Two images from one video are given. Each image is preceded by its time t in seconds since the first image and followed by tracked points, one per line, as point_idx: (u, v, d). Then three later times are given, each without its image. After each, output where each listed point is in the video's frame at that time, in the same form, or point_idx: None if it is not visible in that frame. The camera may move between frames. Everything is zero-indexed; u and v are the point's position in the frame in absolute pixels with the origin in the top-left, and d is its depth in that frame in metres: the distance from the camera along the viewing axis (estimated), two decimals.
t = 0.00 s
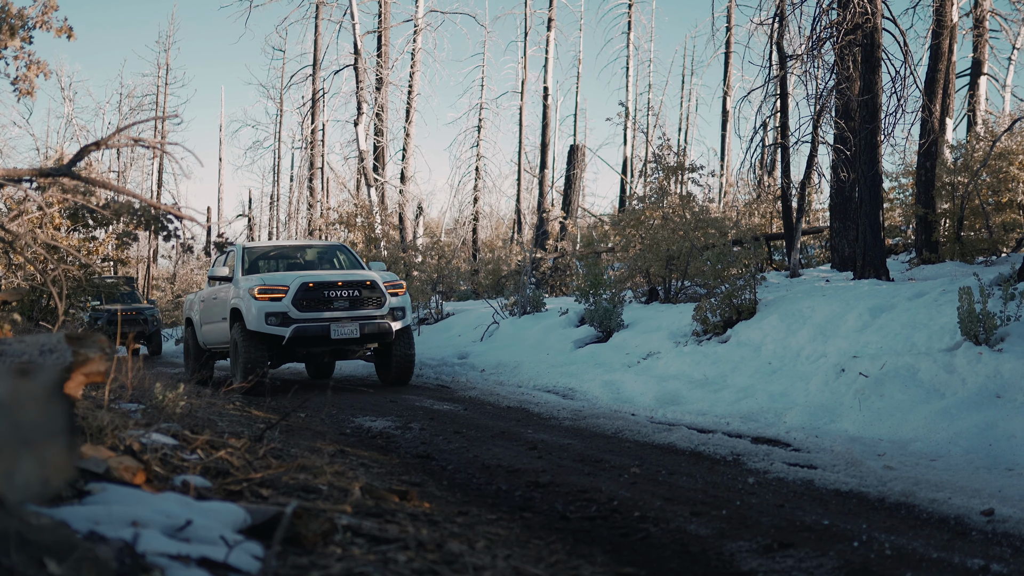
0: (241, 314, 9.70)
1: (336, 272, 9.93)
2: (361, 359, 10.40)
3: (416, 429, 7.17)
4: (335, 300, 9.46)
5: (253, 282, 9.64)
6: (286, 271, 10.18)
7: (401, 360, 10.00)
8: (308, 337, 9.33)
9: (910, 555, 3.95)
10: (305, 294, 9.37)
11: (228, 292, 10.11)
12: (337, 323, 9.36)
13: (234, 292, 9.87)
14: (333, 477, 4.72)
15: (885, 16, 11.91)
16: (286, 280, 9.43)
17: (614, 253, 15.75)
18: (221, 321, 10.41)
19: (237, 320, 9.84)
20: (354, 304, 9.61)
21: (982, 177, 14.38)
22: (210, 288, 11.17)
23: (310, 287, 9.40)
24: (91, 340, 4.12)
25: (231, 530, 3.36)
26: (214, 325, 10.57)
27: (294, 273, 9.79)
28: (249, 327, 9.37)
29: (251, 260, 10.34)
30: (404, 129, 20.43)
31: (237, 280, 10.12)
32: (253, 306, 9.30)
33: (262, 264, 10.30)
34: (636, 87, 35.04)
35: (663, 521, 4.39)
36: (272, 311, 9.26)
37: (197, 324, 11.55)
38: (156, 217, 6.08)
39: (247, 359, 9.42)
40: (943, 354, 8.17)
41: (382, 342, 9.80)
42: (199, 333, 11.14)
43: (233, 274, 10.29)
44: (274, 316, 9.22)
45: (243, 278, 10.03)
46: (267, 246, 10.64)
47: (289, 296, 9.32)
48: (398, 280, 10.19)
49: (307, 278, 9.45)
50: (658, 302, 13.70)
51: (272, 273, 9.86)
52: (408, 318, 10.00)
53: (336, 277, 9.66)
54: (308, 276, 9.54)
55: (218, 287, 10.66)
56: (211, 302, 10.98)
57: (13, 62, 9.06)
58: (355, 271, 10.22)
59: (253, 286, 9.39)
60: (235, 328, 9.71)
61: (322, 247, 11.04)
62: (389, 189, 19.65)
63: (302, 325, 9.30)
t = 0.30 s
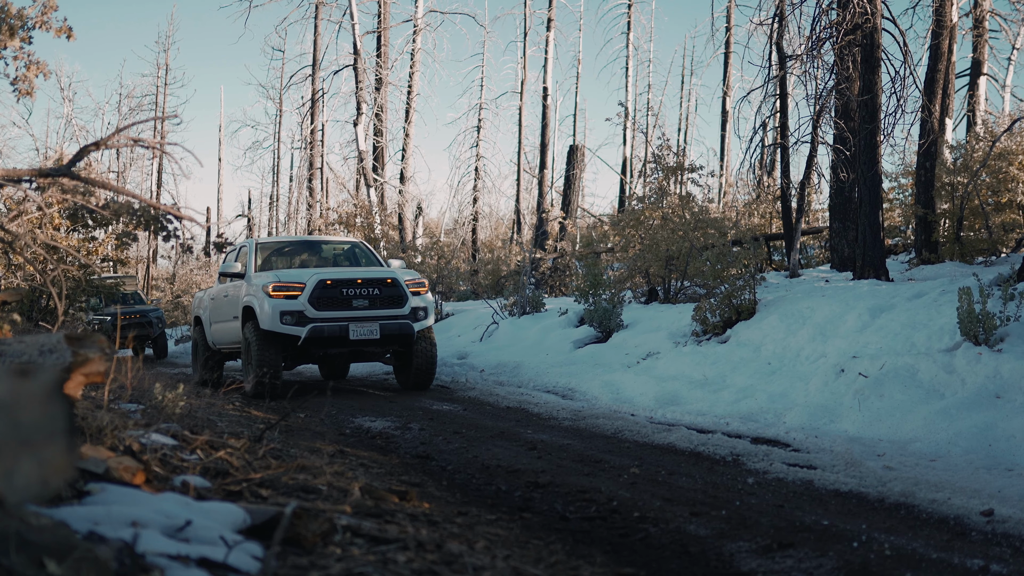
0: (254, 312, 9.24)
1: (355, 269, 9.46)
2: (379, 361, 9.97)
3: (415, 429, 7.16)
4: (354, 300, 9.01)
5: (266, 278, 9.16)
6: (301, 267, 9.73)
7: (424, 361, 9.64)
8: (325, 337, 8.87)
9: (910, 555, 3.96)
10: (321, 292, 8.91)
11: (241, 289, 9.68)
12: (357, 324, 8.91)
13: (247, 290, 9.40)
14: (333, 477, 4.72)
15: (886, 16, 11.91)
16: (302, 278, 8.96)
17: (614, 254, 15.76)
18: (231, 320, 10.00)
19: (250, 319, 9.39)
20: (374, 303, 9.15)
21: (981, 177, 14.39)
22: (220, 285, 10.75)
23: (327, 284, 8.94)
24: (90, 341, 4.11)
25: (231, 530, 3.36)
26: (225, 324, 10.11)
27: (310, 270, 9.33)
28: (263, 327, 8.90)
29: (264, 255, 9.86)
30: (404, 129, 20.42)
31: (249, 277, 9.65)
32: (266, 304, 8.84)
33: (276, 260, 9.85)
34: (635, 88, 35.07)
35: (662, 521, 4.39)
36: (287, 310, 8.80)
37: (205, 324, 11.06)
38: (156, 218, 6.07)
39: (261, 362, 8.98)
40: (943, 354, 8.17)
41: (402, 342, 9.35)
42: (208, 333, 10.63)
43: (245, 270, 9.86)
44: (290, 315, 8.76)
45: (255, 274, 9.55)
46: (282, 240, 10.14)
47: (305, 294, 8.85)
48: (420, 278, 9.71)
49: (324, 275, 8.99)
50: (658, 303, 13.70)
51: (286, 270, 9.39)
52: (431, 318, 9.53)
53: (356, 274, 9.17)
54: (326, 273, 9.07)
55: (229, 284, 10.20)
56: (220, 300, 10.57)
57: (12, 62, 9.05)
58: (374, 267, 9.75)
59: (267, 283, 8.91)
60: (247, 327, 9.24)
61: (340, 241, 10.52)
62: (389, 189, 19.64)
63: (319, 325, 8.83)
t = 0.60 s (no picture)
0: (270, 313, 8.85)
1: (376, 268, 9.12)
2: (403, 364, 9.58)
3: (415, 430, 7.16)
4: (377, 300, 8.67)
5: (283, 277, 8.80)
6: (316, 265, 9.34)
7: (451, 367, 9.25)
8: (347, 341, 8.53)
9: (910, 555, 3.96)
10: (342, 292, 8.56)
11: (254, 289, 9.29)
12: (380, 326, 8.58)
13: (262, 289, 9.03)
14: (333, 478, 4.71)
15: (885, 16, 11.92)
16: (321, 277, 8.60)
17: (614, 254, 15.75)
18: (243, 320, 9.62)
19: (265, 320, 9.02)
20: (397, 304, 8.81)
21: (981, 177, 14.38)
22: (231, 283, 10.37)
23: (348, 284, 8.60)
24: (90, 342, 4.12)
25: (231, 531, 3.36)
26: (236, 325, 9.82)
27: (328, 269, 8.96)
28: (280, 329, 8.51)
29: (278, 251, 9.47)
30: (403, 130, 20.39)
31: (263, 275, 9.26)
32: (284, 305, 8.47)
33: (289, 257, 9.45)
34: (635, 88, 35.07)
35: (662, 521, 4.39)
36: (306, 311, 8.43)
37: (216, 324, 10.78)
38: (156, 218, 6.07)
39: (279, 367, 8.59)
40: (943, 354, 8.18)
41: (427, 344, 9.01)
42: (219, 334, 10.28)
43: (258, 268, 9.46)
44: (310, 317, 8.41)
45: (269, 272, 9.16)
46: (296, 236, 9.73)
47: (325, 294, 8.49)
48: (444, 277, 9.37)
49: (344, 275, 8.64)
50: (658, 303, 13.70)
51: (303, 269, 9.01)
52: (456, 319, 9.20)
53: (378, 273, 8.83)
54: (346, 272, 8.72)
55: (240, 284, 9.88)
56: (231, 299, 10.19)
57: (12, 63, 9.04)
58: (394, 266, 9.41)
59: (285, 283, 8.55)
60: (263, 329, 8.85)
61: (356, 237, 10.16)
62: (389, 190, 19.63)
63: (340, 327, 8.49)
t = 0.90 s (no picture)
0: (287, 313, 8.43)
1: (401, 261, 8.55)
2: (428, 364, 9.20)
3: (415, 430, 7.16)
4: (401, 296, 8.10)
5: (302, 273, 8.30)
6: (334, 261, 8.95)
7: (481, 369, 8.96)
8: (369, 339, 7.99)
9: (910, 555, 3.96)
10: (364, 287, 8.01)
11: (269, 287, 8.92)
12: (405, 323, 8.02)
13: (276, 288, 8.63)
14: (333, 479, 4.71)
15: (884, 16, 11.93)
16: (341, 273, 8.07)
17: (613, 254, 15.75)
18: (259, 320, 9.27)
19: (281, 321, 8.60)
20: (423, 299, 8.24)
21: (981, 177, 14.38)
22: (244, 281, 9.99)
23: (371, 280, 8.04)
24: (89, 342, 4.12)
25: (231, 531, 3.35)
26: (252, 325, 9.53)
27: (349, 263, 8.43)
28: (300, 330, 8.04)
29: (293, 248, 9.06)
30: (402, 130, 20.39)
31: (278, 272, 8.87)
32: (303, 303, 7.97)
33: (305, 252, 9.08)
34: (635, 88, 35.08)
35: (662, 521, 4.40)
36: (325, 309, 7.92)
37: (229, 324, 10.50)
38: (156, 219, 6.08)
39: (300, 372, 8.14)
40: (942, 354, 8.18)
41: (456, 342, 8.43)
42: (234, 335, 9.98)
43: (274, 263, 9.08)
44: (330, 314, 7.91)
45: (286, 268, 8.74)
46: (312, 230, 9.34)
47: (346, 290, 7.96)
48: (473, 270, 8.78)
49: (366, 270, 8.09)
50: (657, 303, 13.70)
51: (321, 264, 8.53)
52: (486, 315, 8.60)
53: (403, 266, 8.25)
54: (368, 267, 8.17)
55: (253, 283, 9.56)
56: (244, 298, 9.83)
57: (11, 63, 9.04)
58: (420, 259, 8.83)
59: (304, 279, 8.04)
60: (280, 331, 8.43)
61: (375, 232, 9.70)
62: (388, 190, 19.62)
63: (362, 325, 7.95)
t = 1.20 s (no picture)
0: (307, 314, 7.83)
1: (431, 259, 7.95)
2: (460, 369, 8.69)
3: (414, 430, 7.17)
4: (433, 298, 7.51)
5: (323, 272, 7.69)
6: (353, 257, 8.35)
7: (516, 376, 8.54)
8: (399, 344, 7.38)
9: (910, 555, 3.96)
10: (392, 288, 7.41)
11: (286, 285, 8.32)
12: (438, 327, 7.44)
13: (294, 287, 8.03)
14: (333, 479, 4.71)
15: (883, 16, 11.93)
16: (368, 272, 7.46)
17: (613, 254, 15.75)
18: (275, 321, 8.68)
19: (301, 322, 8.01)
20: (455, 301, 7.64)
21: (980, 177, 14.38)
22: (258, 280, 9.40)
23: (400, 280, 7.44)
24: (89, 343, 4.12)
25: (231, 531, 3.35)
26: (265, 325, 8.94)
27: (374, 261, 7.83)
28: (322, 333, 7.43)
29: (312, 245, 8.44)
30: (402, 130, 20.39)
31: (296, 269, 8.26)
32: (326, 305, 7.37)
33: (322, 247, 8.49)
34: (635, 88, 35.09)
35: (662, 521, 4.40)
36: (350, 312, 7.31)
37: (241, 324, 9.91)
38: (155, 219, 6.08)
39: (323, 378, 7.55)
40: (942, 354, 8.18)
41: (490, 347, 7.86)
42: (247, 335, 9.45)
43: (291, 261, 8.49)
44: (356, 317, 7.30)
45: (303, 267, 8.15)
46: (331, 224, 8.74)
47: (373, 291, 7.35)
48: (507, 269, 8.21)
49: (395, 269, 7.49)
50: (657, 303, 13.69)
51: (343, 262, 7.92)
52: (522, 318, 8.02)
53: (435, 265, 7.66)
54: (396, 266, 7.57)
55: (268, 280, 8.97)
56: (258, 297, 9.25)
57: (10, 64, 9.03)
58: (451, 257, 8.24)
59: (327, 279, 7.44)
60: (299, 333, 7.85)
61: (396, 227, 9.09)
62: (388, 190, 19.61)
63: (391, 329, 7.35)
